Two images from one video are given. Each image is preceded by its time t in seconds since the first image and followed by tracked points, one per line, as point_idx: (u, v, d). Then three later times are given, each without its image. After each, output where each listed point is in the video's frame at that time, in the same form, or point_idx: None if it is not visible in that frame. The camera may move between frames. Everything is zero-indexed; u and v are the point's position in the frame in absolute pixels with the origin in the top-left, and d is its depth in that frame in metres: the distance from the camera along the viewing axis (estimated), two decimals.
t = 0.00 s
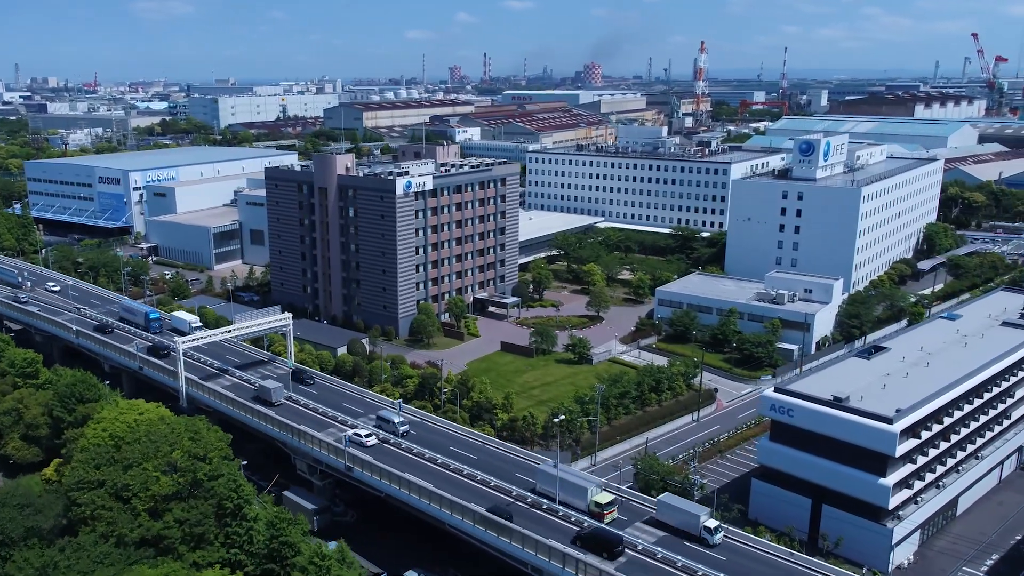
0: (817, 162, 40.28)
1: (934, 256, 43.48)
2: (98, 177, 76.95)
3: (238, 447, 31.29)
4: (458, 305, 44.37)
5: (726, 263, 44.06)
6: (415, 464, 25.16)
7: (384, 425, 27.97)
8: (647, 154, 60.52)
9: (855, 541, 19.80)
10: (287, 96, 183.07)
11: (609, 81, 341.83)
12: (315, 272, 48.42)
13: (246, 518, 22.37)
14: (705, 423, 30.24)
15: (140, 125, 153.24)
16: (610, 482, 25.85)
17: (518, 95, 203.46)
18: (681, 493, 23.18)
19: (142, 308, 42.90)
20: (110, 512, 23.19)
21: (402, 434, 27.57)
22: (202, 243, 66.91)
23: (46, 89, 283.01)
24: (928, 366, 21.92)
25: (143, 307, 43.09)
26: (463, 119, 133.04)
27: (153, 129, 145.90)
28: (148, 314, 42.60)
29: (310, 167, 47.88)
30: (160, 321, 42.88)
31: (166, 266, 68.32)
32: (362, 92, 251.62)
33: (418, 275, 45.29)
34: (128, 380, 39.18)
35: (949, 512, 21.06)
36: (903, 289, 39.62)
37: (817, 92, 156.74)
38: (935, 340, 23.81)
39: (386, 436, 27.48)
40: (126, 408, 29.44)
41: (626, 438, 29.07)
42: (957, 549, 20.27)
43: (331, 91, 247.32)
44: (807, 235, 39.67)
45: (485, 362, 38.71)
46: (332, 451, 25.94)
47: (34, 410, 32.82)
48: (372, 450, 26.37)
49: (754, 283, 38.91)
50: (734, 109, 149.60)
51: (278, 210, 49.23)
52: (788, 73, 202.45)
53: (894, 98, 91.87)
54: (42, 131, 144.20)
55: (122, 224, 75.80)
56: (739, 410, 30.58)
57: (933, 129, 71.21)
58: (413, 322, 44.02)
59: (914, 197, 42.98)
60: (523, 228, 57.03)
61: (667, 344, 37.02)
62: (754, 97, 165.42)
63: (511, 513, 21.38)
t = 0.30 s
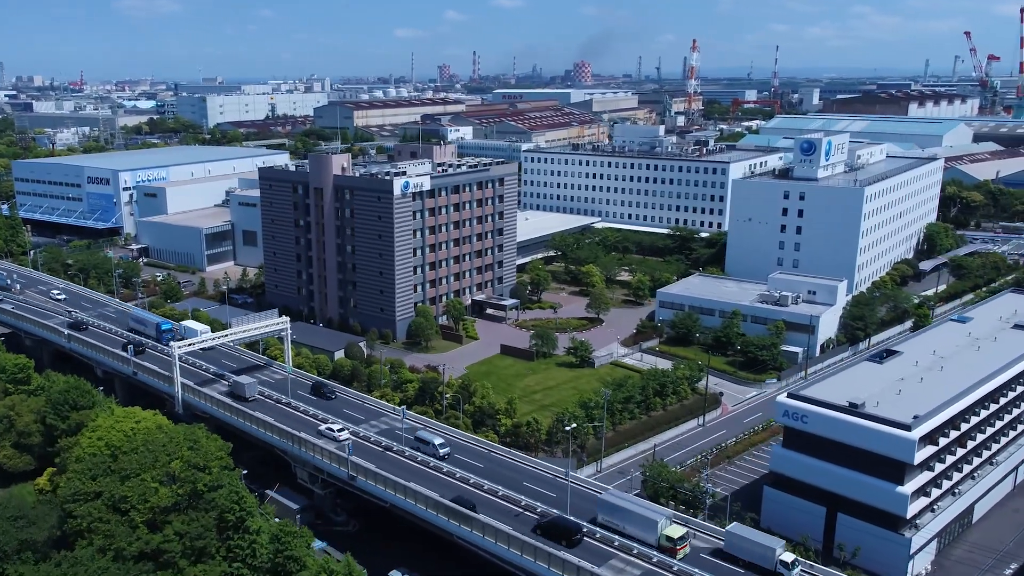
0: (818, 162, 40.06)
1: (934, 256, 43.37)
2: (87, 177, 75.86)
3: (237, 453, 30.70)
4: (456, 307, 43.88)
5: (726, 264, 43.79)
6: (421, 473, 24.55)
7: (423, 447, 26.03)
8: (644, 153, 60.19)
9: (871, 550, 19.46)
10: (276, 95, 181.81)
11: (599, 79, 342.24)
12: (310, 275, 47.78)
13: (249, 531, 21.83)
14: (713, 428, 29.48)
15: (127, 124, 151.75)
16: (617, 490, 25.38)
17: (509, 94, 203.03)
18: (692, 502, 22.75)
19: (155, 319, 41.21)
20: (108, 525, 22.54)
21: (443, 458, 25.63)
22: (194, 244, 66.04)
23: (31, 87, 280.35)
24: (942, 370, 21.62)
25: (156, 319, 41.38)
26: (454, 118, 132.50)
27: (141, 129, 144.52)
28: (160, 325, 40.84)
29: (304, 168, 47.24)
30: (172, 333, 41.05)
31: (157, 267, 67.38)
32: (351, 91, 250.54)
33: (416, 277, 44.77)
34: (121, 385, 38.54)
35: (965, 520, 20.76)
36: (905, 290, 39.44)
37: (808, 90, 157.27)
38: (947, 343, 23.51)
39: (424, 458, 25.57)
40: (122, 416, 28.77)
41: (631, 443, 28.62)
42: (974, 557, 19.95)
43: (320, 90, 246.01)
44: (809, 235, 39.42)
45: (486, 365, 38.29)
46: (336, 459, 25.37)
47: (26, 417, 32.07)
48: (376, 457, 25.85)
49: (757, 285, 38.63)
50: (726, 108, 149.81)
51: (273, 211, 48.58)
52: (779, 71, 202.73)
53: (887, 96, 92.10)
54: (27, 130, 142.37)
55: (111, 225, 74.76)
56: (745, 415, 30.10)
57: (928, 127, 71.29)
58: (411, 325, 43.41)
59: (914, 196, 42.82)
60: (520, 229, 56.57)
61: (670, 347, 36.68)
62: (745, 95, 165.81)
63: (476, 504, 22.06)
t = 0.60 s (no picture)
0: (820, 161, 39.84)
1: (935, 256, 43.25)
2: (76, 177, 74.79)
3: (236, 460, 30.13)
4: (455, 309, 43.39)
5: (726, 264, 43.53)
6: (427, 482, 24.05)
7: (469, 472, 24.19)
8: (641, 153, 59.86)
9: (888, 560, 19.12)
10: (265, 93, 180.41)
11: (589, 78, 342.03)
12: (305, 277, 47.19)
13: (252, 544, 21.28)
14: (718, 432, 29.38)
15: (114, 123, 150.09)
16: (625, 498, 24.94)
17: (499, 92, 202.46)
18: (702, 510, 22.30)
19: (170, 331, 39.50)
20: (106, 539, 21.93)
21: (491, 485, 23.79)
22: (186, 245, 65.17)
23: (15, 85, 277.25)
24: (957, 374, 21.34)
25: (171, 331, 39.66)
26: (446, 117, 131.93)
27: (128, 128, 143.03)
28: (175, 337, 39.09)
29: (300, 168, 46.61)
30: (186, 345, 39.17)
31: (148, 269, 66.43)
32: (340, 89, 249.23)
33: (414, 279, 44.25)
34: (114, 391, 37.80)
35: (982, 527, 20.50)
36: (907, 291, 39.28)
37: (799, 89, 157.62)
38: (961, 347, 23.25)
39: (457, 479, 24.08)
40: (119, 424, 28.11)
41: (638, 449, 28.25)
42: (992, 566, 19.66)
43: (309, 89, 244.49)
44: (811, 236, 39.19)
45: (486, 369, 37.85)
46: (340, 468, 24.82)
47: (18, 425, 31.31)
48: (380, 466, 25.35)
49: (759, 287, 38.38)
50: (718, 107, 149.97)
51: (268, 212, 47.92)
52: (770, 70, 203.03)
53: (881, 95, 92.28)
54: (11, 129, 140.48)
55: (101, 226, 73.74)
56: (750, 420, 29.82)
57: (924, 126, 71.37)
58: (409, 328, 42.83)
59: (916, 195, 42.65)
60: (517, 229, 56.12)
61: (672, 350, 36.38)
62: (737, 94, 165.97)
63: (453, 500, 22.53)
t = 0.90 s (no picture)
0: (822, 161, 39.61)
1: (936, 256, 43.17)
2: (65, 177, 73.73)
3: (236, 467, 29.59)
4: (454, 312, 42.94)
5: (727, 265, 43.27)
6: (434, 492, 23.64)
7: (525, 501, 22.40)
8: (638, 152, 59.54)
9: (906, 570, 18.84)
10: (254, 92, 178.83)
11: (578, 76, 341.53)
12: (301, 279, 46.58)
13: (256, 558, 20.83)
14: (725, 437, 28.98)
15: (100, 121, 148.28)
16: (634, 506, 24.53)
17: (490, 90, 201.73)
18: (713, 519, 21.95)
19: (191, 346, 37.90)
20: (104, 553, 21.40)
21: (550, 514, 21.99)
22: (177, 246, 64.34)
23: None
24: (973, 379, 21.11)
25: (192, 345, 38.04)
26: (437, 116, 131.16)
27: (116, 126, 141.41)
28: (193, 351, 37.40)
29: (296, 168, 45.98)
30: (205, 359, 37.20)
31: (139, 270, 65.53)
32: (329, 88, 247.75)
33: (412, 281, 43.76)
34: (108, 397, 37.10)
35: (999, 535, 20.32)
36: (910, 291, 39.16)
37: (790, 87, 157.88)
38: (974, 350, 23.03)
39: (464, 488, 23.68)
40: (117, 432, 27.50)
41: (645, 455, 27.79)
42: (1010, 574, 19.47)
43: (298, 87, 242.86)
44: (813, 236, 38.95)
45: (486, 372, 37.41)
46: (344, 477, 24.32)
47: (10, 432, 30.54)
48: (385, 474, 24.89)
49: (761, 288, 38.14)
50: (709, 105, 150.03)
51: (263, 213, 47.28)
52: (761, 68, 203.42)
53: (875, 93, 92.40)
54: None
55: (90, 227, 72.75)
56: (757, 424, 29.38)
57: (918, 124, 71.45)
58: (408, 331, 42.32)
59: (917, 195, 42.53)
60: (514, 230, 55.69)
61: (675, 353, 36.07)
62: (728, 92, 166.07)
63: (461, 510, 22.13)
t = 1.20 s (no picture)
0: (824, 160, 39.42)
1: (937, 257, 43.12)
2: (54, 177, 72.71)
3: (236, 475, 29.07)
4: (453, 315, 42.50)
5: (728, 266, 42.98)
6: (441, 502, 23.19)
7: (592, 533, 20.64)
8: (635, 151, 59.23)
9: None
10: (243, 90, 177.33)
11: (568, 74, 341.41)
12: (297, 281, 45.96)
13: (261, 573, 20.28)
14: (732, 442, 28.61)
15: (87, 121, 146.55)
16: (644, 514, 24.14)
17: (480, 89, 201.04)
18: (726, 528, 21.60)
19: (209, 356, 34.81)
20: (104, 567, 20.83)
21: (620, 549, 20.31)
22: (169, 248, 63.50)
23: None
24: (989, 384, 20.87)
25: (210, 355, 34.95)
26: (429, 114, 130.39)
27: (103, 125, 139.79)
28: (214, 363, 34.39)
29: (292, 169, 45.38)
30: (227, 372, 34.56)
31: (130, 272, 64.61)
32: (318, 86, 246.35)
33: (410, 283, 43.27)
34: (102, 404, 36.42)
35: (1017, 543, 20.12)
36: (912, 292, 39.04)
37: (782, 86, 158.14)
38: (988, 354, 22.80)
39: (471, 498, 23.26)
40: (115, 442, 26.81)
41: (651, 461, 27.42)
42: None
43: (287, 85, 241.15)
44: (816, 237, 38.73)
45: (487, 376, 36.96)
46: (349, 487, 23.80)
47: (4, 441, 29.78)
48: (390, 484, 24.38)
49: (765, 290, 37.90)
50: (701, 104, 150.07)
51: (258, 214, 46.64)
52: (752, 66, 203.75)
53: (868, 91, 92.52)
54: None
55: (80, 228, 71.75)
56: (765, 429, 29.12)
57: (913, 123, 71.55)
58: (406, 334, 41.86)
59: (918, 195, 42.41)
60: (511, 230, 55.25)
61: (678, 355, 35.75)
62: (720, 91, 166.23)
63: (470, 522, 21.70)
